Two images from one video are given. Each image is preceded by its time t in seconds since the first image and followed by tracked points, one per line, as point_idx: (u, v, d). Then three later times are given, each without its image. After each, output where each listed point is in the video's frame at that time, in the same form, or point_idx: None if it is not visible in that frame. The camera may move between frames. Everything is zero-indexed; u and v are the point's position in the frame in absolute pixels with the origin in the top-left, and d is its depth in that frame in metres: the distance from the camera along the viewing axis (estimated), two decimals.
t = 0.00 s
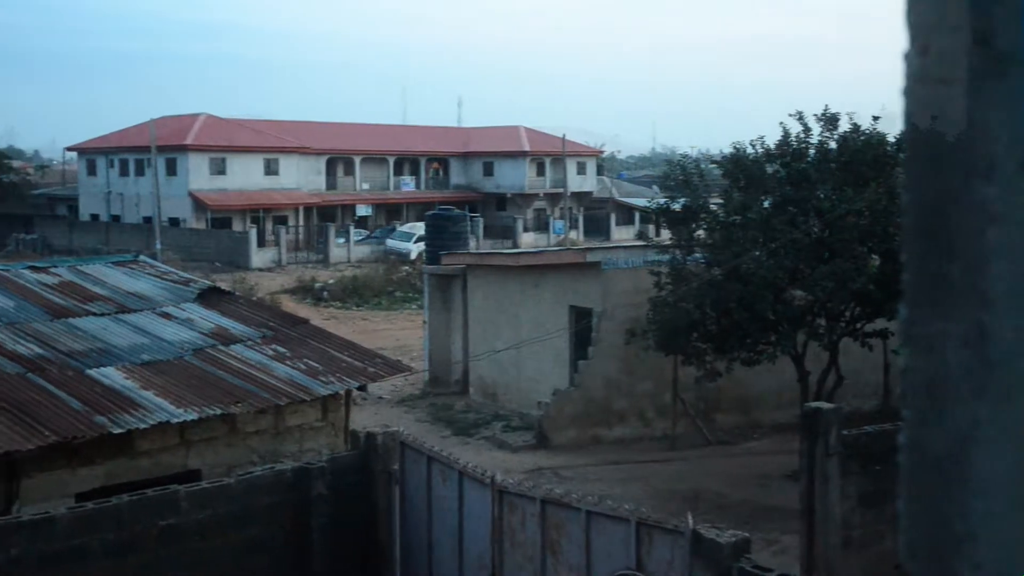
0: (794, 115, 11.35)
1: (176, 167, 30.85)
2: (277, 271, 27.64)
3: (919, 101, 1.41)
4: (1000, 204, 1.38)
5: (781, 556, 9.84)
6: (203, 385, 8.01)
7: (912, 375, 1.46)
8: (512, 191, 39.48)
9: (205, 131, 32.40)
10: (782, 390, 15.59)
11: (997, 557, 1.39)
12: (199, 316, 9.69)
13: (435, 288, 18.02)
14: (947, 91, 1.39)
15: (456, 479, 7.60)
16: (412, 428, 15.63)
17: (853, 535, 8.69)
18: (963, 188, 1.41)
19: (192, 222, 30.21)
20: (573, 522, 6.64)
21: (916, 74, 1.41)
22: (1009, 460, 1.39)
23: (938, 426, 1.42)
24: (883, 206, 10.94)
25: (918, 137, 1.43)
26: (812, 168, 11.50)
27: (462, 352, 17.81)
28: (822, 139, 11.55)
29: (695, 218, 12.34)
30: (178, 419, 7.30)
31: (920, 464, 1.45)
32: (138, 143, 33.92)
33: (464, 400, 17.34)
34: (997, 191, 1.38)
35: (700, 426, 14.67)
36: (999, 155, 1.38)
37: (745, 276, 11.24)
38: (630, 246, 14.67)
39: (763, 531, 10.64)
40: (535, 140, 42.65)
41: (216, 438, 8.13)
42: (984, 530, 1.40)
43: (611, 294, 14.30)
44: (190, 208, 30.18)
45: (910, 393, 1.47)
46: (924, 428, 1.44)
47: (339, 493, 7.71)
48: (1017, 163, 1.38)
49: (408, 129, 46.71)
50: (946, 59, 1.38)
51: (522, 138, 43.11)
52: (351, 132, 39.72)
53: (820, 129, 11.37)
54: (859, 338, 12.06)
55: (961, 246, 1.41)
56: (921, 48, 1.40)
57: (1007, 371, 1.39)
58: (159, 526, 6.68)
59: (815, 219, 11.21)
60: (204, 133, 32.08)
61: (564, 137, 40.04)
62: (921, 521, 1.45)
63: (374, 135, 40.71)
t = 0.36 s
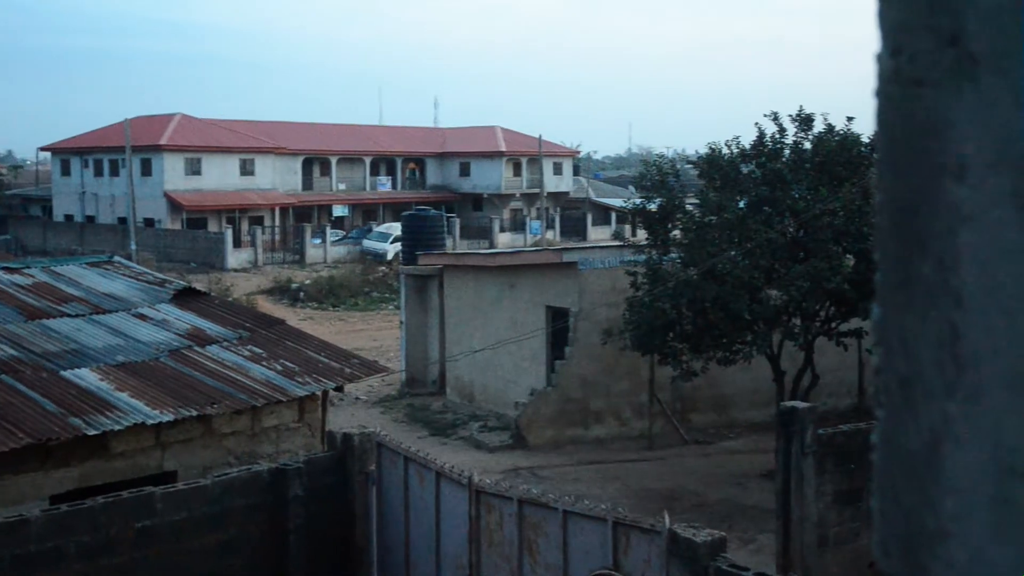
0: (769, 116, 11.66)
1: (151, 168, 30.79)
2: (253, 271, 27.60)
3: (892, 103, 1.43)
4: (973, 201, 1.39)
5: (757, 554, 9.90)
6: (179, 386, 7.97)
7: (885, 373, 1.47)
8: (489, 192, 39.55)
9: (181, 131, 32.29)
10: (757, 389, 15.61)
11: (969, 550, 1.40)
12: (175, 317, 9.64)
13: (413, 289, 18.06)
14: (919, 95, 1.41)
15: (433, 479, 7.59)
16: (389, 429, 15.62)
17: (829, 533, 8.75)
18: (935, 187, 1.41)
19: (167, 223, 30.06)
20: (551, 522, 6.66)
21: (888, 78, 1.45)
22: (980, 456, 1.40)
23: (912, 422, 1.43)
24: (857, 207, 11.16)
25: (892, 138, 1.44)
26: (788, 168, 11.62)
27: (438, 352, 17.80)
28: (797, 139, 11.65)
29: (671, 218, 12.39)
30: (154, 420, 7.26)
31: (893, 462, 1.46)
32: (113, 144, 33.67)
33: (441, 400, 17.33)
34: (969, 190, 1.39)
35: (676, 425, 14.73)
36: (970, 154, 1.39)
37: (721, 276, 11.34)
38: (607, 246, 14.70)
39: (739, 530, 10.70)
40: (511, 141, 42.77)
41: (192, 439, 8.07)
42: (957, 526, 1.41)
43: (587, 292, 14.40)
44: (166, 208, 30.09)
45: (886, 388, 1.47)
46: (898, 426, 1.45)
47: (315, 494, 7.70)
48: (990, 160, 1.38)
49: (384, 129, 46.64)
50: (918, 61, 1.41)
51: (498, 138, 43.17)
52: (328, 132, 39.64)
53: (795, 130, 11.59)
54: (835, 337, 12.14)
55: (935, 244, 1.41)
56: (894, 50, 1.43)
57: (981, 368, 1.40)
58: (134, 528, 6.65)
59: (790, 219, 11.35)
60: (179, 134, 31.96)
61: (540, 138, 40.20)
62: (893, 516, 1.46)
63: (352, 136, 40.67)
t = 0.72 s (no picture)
0: (756, 116, 11.67)
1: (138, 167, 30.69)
2: (240, 271, 27.56)
3: (877, 104, 1.43)
4: (959, 202, 1.39)
5: (744, 554, 9.92)
6: (166, 387, 7.96)
7: (871, 373, 1.46)
8: (476, 192, 39.57)
9: (167, 130, 32.20)
10: (744, 389, 15.65)
11: (957, 550, 1.40)
12: (162, 318, 9.61)
13: (400, 289, 18.06)
14: (907, 97, 1.41)
15: (421, 479, 7.61)
16: (377, 429, 15.61)
17: (816, 532, 8.78)
18: (923, 189, 1.41)
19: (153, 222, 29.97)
20: (539, 522, 6.67)
21: (875, 76, 1.44)
22: (965, 456, 1.40)
23: (898, 423, 1.43)
24: (844, 207, 11.19)
25: (879, 138, 1.44)
26: (774, 169, 11.72)
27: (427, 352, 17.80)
28: (783, 139, 11.70)
29: (659, 218, 12.39)
30: (141, 421, 7.25)
31: (879, 462, 1.46)
32: (100, 142, 33.53)
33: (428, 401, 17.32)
34: (956, 191, 1.39)
35: (664, 424, 14.75)
36: (956, 156, 1.39)
37: (709, 276, 11.34)
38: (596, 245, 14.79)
39: (726, 529, 10.73)
40: (498, 140, 42.79)
41: (179, 440, 8.06)
42: (945, 526, 1.41)
43: (576, 292, 14.49)
44: (152, 207, 30.00)
45: (872, 388, 1.47)
46: (883, 425, 1.45)
47: (304, 494, 7.69)
48: (974, 163, 1.38)
49: (370, 130, 46.60)
50: (905, 62, 1.41)
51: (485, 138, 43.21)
52: (316, 132, 39.59)
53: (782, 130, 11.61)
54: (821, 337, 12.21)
55: (922, 247, 1.42)
56: (880, 51, 1.43)
57: (967, 370, 1.40)
58: (121, 529, 6.63)
59: (776, 219, 11.36)
60: (165, 133, 31.86)
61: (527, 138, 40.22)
62: (881, 516, 1.46)
63: (339, 135, 40.64)
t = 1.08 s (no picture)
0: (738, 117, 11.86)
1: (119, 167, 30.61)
2: (222, 272, 27.56)
3: (857, 103, 1.45)
4: (938, 201, 1.39)
5: (727, 553, 9.96)
6: (148, 388, 7.94)
7: (853, 371, 1.48)
8: (459, 193, 39.63)
9: (148, 131, 32.14)
10: (727, 388, 15.68)
11: (938, 549, 1.40)
12: (144, 319, 9.59)
13: (383, 289, 18.09)
14: (886, 95, 1.42)
15: (404, 480, 7.61)
16: (359, 429, 15.60)
17: (797, 531, 8.82)
18: (904, 189, 1.41)
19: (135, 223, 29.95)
20: (522, 522, 6.69)
21: (855, 76, 1.46)
22: (945, 456, 1.40)
23: (878, 422, 1.44)
24: (825, 207, 11.41)
25: (860, 137, 1.46)
26: (756, 169, 11.88)
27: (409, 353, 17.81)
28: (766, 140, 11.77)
29: (642, 218, 12.48)
30: (122, 422, 7.23)
31: (859, 461, 1.48)
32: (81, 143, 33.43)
33: (411, 402, 17.36)
34: (935, 190, 1.39)
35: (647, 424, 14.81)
36: (935, 155, 1.39)
37: (690, 276, 11.51)
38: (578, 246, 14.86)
39: (708, 528, 10.76)
40: (481, 141, 42.88)
41: (161, 441, 8.04)
42: (925, 525, 1.41)
43: (558, 292, 14.63)
44: (134, 208, 29.94)
45: (853, 386, 1.48)
46: (865, 424, 1.46)
47: (286, 494, 7.74)
48: (953, 162, 1.38)
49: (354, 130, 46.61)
50: (885, 61, 1.42)
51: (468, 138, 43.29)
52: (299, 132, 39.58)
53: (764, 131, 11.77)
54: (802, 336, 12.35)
55: (905, 247, 1.42)
56: (860, 52, 1.45)
57: (946, 369, 1.40)
58: (101, 531, 6.60)
59: (758, 219, 11.50)
60: (147, 133, 31.80)
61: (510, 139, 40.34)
62: (861, 516, 1.48)
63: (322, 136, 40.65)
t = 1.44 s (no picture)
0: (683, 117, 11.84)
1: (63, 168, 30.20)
2: (168, 274, 27.39)
3: (798, 105, 1.51)
4: (875, 201, 1.42)
5: (675, 551, 10.06)
6: (92, 392, 7.84)
7: (795, 368, 1.53)
8: (407, 192, 39.59)
9: (90, 131, 31.75)
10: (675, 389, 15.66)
11: (874, 543, 1.44)
12: (88, 321, 9.49)
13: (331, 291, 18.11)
14: (824, 97, 1.47)
15: (354, 481, 7.47)
16: (308, 431, 15.68)
17: (744, 529, 8.89)
18: (842, 189, 1.45)
19: (79, 224, 29.67)
20: (471, 522, 6.59)
21: (797, 78, 1.51)
22: (885, 452, 1.43)
23: (819, 418, 1.49)
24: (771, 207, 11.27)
25: (802, 140, 1.50)
26: (702, 169, 11.92)
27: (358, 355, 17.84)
28: (710, 141, 11.87)
29: (590, 218, 12.63)
30: (67, 426, 7.13)
31: (802, 457, 1.52)
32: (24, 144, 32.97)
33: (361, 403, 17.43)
34: (871, 191, 1.42)
35: (595, 425, 14.82)
36: (874, 155, 1.41)
37: (638, 276, 11.64)
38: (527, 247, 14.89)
39: (657, 527, 10.85)
40: (429, 142, 42.91)
41: (105, 445, 7.91)
42: (864, 520, 1.45)
43: (509, 292, 14.31)
44: (77, 209, 29.58)
45: (795, 383, 1.53)
46: (806, 420, 1.51)
47: (233, 498, 7.64)
48: (890, 162, 1.40)
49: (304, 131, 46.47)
50: (824, 63, 1.46)
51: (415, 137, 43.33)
52: (247, 133, 39.38)
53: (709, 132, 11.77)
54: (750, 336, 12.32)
55: (842, 247, 1.45)
56: (801, 54, 1.50)
57: (884, 366, 1.43)
58: (46, 537, 6.41)
59: (705, 219, 11.55)
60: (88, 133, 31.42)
61: (459, 139, 40.44)
62: (804, 513, 1.52)
63: (269, 137, 40.44)
